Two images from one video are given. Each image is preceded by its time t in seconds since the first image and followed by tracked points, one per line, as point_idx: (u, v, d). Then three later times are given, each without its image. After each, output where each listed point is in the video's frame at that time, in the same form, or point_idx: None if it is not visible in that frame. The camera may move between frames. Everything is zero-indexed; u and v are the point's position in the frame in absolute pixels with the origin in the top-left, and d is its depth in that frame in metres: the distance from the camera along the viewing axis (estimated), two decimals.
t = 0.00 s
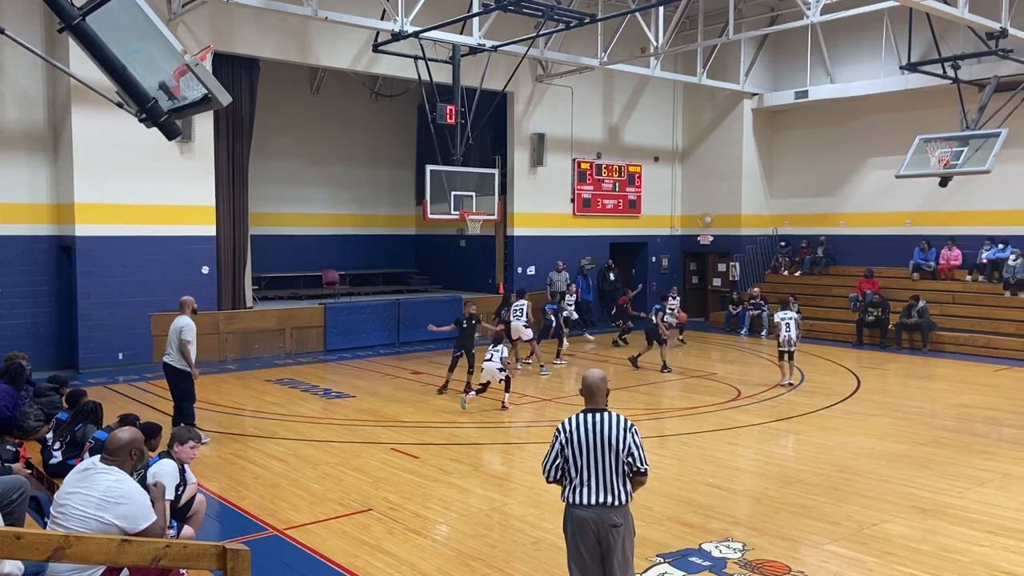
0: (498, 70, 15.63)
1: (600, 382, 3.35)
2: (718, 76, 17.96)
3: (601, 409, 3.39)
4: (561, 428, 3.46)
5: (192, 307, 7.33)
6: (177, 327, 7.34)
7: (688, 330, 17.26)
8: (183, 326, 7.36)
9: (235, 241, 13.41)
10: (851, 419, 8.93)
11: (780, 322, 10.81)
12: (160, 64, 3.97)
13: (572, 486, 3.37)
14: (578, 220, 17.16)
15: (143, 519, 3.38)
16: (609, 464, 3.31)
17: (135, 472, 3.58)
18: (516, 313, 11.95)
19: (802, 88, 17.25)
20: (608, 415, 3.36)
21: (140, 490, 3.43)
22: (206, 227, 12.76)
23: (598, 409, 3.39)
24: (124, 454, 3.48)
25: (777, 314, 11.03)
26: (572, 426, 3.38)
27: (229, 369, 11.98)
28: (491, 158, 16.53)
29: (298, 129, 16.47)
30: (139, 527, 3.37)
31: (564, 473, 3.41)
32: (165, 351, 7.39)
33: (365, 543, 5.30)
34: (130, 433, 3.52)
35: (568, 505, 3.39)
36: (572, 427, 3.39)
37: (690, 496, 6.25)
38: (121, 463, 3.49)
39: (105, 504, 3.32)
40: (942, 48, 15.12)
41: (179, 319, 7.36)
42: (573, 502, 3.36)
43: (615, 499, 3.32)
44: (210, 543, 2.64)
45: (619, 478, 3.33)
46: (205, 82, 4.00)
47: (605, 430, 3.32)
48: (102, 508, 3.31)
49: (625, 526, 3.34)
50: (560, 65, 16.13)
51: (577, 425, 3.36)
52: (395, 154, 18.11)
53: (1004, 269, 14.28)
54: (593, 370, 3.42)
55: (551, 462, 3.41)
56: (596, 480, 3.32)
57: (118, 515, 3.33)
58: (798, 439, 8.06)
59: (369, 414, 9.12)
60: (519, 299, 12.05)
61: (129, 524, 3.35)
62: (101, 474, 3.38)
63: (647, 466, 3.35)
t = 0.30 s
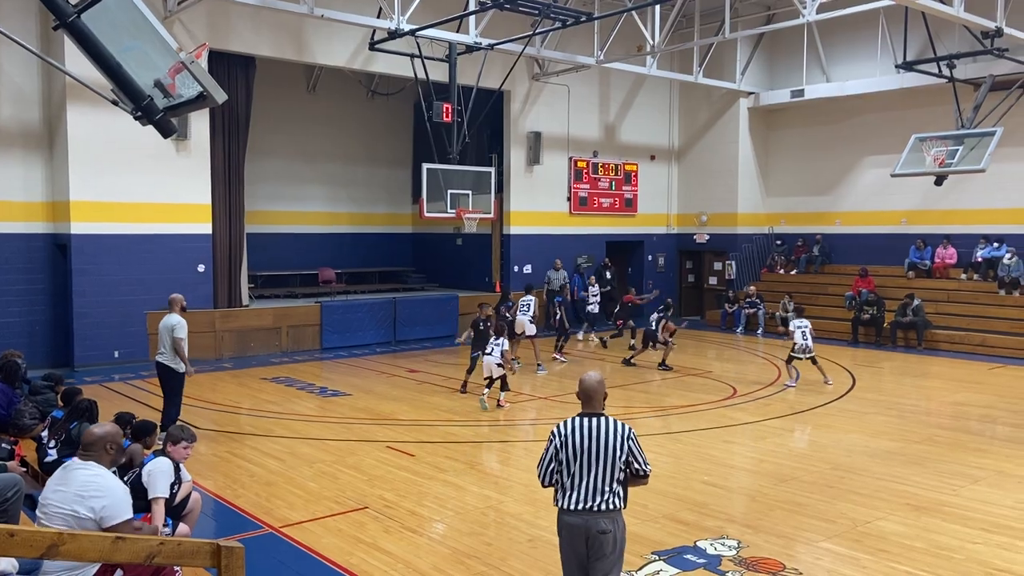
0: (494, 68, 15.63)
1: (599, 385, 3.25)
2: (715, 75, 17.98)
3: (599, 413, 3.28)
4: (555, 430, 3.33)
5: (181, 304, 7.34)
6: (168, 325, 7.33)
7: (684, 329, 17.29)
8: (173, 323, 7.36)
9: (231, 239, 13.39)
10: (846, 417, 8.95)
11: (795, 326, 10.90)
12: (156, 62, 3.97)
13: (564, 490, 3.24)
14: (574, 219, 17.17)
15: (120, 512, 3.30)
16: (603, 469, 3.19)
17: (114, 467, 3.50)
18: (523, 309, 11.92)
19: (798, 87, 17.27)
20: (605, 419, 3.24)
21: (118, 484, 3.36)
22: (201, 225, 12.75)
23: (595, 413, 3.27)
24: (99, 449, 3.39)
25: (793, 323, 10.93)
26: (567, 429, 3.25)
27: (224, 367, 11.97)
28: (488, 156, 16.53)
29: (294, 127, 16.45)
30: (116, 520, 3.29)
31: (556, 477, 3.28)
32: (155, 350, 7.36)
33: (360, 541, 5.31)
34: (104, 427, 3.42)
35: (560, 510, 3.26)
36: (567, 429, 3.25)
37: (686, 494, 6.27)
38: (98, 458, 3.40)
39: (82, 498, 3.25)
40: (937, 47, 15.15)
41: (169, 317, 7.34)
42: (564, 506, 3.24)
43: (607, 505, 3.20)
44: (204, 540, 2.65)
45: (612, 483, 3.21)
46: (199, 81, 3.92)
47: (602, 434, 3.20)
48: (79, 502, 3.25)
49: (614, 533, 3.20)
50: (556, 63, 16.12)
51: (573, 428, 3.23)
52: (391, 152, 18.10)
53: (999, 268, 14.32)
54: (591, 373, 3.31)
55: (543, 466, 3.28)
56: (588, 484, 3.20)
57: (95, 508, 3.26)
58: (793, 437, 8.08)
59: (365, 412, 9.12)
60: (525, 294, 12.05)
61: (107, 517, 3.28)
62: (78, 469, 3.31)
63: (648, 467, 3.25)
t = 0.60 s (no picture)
0: (492, 66, 15.62)
1: (597, 387, 3.24)
2: (713, 71, 17.98)
3: (597, 415, 3.26)
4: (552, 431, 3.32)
5: (174, 303, 7.33)
6: (161, 326, 7.31)
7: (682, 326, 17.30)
8: (167, 323, 7.34)
9: (229, 237, 13.37)
10: (843, 414, 8.96)
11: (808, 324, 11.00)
12: (152, 59, 3.92)
13: (559, 492, 3.23)
14: (572, 216, 17.17)
15: (87, 512, 3.23)
16: (599, 472, 3.18)
17: (86, 466, 3.41)
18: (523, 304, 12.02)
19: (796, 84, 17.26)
20: (602, 421, 3.23)
21: (85, 484, 3.28)
22: (199, 223, 12.73)
23: (593, 414, 3.26)
24: (67, 448, 3.31)
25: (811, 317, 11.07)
26: (564, 430, 3.24)
27: (222, 365, 11.97)
28: (485, 154, 16.52)
29: (292, 125, 16.44)
30: (86, 521, 3.22)
31: (552, 478, 3.27)
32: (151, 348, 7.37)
33: (359, 539, 5.31)
34: (73, 426, 3.35)
35: (555, 512, 3.25)
36: (564, 430, 3.24)
37: (683, 491, 6.28)
38: (66, 458, 3.33)
39: (47, 502, 3.19)
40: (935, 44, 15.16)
41: (162, 316, 7.31)
42: (558, 509, 3.22)
43: (602, 509, 3.19)
44: (200, 539, 2.65)
45: (608, 487, 3.20)
46: (197, 78, 4.00)
47: (600, 436, 3.18)
48: (45, 506, 3.19)
49: (610, 537, 3.19)
50: (554, 61, 16.12)
51: (570, 429, 3.22)
52: (389, 149, 18.08)
53: (997, 265, 14.34)
54: (590, 374, 3.29)
55: (539, 466, 3.27)
56: (584, 487, 3.18)
57: (61, 511, 3.19)
58: (791, 434, 8.08)
59: (363, 410, 9.12)
60: (524, 289, 12.28)
61: (76, 518, 3.21)
62: (45, 471, 3.26)
63: (645, 475, 3.21)
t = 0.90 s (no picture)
0: (490, 63, 15.61)
1: (588, 385, 3.22)
2: (711, 68, 17.97)
3: (587, 412, 3.25)
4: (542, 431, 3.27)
5: (170, 303, 7.27)
6: (157, 325, 7.29)
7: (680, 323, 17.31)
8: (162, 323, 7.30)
9: (227, 235, 13.37)
10: (841, 411, 8.97)
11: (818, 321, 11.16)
12: (150, 56, 3.89)
13: (552, 492, 3.21)
14: (571, 213, 17.16)
15: (75, 513, 3.20)
16: (594, 472, 3.17)
17: (71, 466, 3.39)
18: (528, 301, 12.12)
19: (795, 81, 17.25)
20: (594, 419, 3.22)
21: (70, 484, 3.25)
22: (197, 221, 12.72)
23: (584, 413, 3.23)
24: (52, 450, 3.28)
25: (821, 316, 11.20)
26: (556, 430, 3.20)
27: (221, 363, 11.96)
28: (484, 151, 16.52)
29: (290, 122, 16.42)
30: (74, 521, 3.20)
31: (543, 478, 3.23)
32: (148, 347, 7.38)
33: (358, 536, 5.31)
34: (58, 427, 3.32)
35: (547, 512, 3.23)
36: (556, 430, 3.20)
37: (682, 488, 6.28)
38: (51, 459, 3.30)
39: (33, 506, 3.17)
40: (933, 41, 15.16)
41: (158, 316, 7.28)
42: (551, 509, 3.21)
43: (596, 508, 3.19)
44: (199, 536, 2.63)
45: (602, 486, 3.20)
46: (195, 76, 4.03)
47: (594, 436, 3.17)
48: (31, 511, 3.17)
49: (603, 535, 3.20)
50: (552, 58, 16.11)
51: (562, 429, 3.19)
52: (387, 146, 18.07)
53: (995, 262, 14.35)
54: (579, 371, 3.26)
55: (531, 467, 3.23)
56: (579, 487, 3.17)
57: (48, 515, 3.17)
58: (789, 431, 8.09)
59: (362, 408, 9.12)
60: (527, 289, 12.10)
61: (64, 520, 3.19)
62: (29, 475, 3.23)
63: (635, 473, 3.23)
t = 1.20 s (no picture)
0: (489, 59, 15.58)
1: (572, 381, 3.22)
2: (710, 65, 17.96)
3: (570, 408, 3.26)
4: (525, 429, 3.24)
5: (168, 300, 7.24)
6: (155, 323, 7.28)
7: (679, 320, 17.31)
8: (160, 321, 7.29)
9: (225, 232, 13.36)
10: (839, 407, 8.97)
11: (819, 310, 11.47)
12: (145, 52, 3.80)
13: (541, 490, 3.20)
14: (569, 211, 17.16)
15: (81, 507, 3.25)
16: (584, 468, 3.19)
17: (73, 463, 3.44)
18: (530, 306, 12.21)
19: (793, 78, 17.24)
20: (578, 415, 3.24)
21: (75, 478, 3.31)
22: (195, 218, 12.71)
23: (568, 409, 3.25)
24: (56, 445, 3.34)
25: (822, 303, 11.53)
26: (543, 428, 3.18)
27: (219, 360, 11.95)
28: (482, 148, 16.51)
29: (288, 119, 16.40)
30: (80, 515, 3.25)
31: (530, 477, 3.22)
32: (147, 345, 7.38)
33: (356, 533, 5.31)
34: (62, 424, 3.40)
35: (535, 510, 3.21)
36: (543, 429, 3.18)
37: (680, 485, 6.29)
38: (54, 455, 3.35)
39: (39, 500, 3.20)
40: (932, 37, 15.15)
41: (156, 314, 7.27)
42: (541, 507, 3.19)
43: (586, 504, 3.21)
44: (197, 533, 2.63)
45: (591, 482, 3.22)
46: (190, 71, 3.92)
47: (582, 432, 3.19)
48: (37, 505, 3.20)
49: (593, 530, 3.23)
50: (550, 55, 16.09)
51: (549, 428, 3.18)
52: (386, 143, 18.06)
53: (993, 258, 14.35)
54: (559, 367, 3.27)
55: (518, 466, 3.20)
56: (569, 485, 3.17)
57: (55, 509, 3.21)
58: (788, 427, 8.10)
59: (360, 405, 9.12)
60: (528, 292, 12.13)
61: (70, 514, 3.24)
62: (33, 471, 3.26)
63: (619, 467, 3.29)
